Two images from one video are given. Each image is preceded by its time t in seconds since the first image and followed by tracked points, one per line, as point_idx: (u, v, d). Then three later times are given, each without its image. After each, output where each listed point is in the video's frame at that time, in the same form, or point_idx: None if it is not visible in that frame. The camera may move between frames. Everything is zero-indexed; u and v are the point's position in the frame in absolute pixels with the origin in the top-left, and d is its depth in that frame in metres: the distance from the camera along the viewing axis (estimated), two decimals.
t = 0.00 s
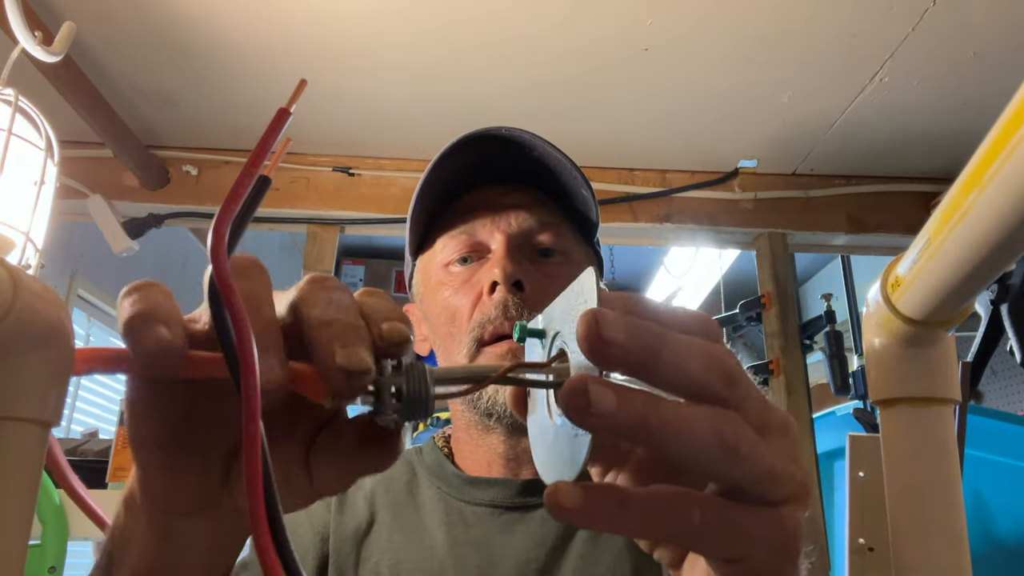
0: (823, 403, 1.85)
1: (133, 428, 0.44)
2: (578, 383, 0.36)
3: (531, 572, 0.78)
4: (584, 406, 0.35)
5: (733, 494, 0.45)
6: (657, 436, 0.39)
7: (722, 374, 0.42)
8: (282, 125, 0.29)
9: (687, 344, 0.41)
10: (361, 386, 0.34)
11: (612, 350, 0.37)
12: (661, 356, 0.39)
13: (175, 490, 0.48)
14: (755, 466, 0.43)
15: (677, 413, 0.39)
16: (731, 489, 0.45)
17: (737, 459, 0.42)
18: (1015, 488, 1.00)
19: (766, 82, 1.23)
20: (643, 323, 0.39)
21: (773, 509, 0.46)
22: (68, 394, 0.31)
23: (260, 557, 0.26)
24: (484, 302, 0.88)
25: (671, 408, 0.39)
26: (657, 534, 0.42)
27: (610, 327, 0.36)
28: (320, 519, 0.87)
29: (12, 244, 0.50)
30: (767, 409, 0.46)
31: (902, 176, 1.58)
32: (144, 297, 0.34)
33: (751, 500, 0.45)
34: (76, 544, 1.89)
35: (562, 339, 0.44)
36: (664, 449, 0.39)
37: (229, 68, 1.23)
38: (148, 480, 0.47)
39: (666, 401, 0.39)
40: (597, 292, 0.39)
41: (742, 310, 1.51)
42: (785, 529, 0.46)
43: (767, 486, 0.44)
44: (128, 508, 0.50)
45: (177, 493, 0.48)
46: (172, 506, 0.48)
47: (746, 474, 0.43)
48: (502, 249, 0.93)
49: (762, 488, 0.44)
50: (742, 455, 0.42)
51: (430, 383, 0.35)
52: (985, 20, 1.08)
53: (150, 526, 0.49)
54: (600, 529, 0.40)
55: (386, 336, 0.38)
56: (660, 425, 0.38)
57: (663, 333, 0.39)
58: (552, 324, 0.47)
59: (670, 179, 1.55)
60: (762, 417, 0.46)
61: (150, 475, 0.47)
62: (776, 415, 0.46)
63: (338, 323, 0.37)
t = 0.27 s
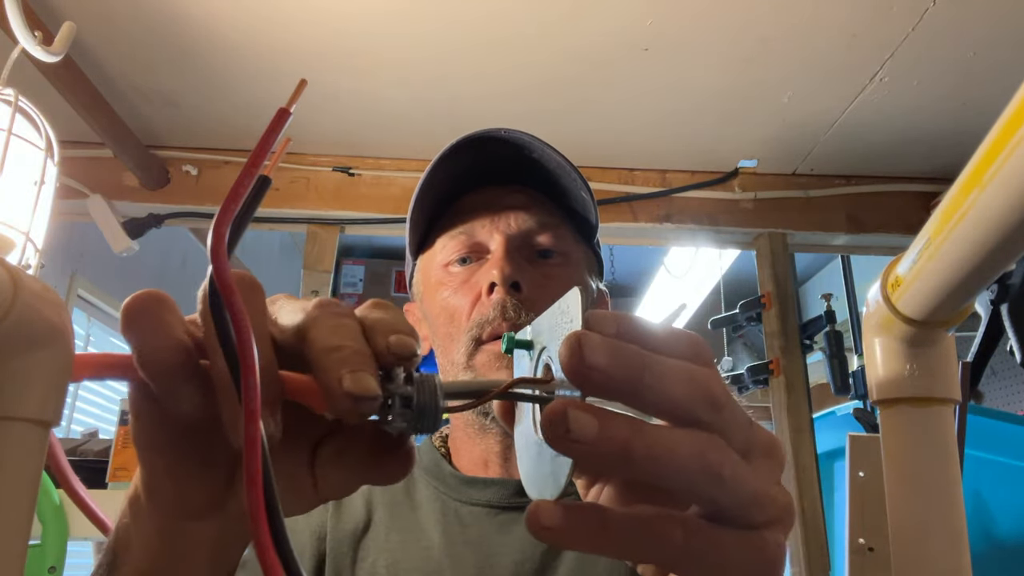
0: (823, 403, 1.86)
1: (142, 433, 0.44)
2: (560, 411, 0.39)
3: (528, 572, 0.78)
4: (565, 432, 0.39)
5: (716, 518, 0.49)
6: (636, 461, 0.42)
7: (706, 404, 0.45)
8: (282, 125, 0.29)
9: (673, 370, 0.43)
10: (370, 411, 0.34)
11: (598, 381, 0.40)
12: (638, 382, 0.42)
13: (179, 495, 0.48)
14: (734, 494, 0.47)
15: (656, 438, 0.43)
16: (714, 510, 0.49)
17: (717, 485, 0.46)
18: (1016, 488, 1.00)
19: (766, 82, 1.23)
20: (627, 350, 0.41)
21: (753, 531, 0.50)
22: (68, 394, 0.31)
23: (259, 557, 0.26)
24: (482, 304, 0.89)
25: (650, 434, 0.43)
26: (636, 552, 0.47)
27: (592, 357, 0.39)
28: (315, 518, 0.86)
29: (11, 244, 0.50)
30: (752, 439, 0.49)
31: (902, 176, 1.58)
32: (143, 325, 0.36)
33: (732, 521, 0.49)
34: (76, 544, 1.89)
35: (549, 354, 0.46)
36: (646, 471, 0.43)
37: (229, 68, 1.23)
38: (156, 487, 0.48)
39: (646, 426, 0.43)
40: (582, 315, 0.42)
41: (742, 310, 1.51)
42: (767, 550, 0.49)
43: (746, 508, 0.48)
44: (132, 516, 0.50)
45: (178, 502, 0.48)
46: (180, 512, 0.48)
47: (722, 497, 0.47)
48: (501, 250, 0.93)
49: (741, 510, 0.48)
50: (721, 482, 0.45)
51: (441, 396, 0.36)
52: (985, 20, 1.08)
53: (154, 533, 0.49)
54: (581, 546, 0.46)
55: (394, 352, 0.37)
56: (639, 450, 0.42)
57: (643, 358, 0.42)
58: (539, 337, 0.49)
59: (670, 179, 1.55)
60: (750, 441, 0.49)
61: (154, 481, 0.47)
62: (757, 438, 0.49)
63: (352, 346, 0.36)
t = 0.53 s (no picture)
0: (823, 403, 1.86)
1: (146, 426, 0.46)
2: (533, 389, 0.38)
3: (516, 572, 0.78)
4: (540, 411, 0.37)
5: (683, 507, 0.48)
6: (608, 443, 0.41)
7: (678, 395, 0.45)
8: (281, 125, 0.29)
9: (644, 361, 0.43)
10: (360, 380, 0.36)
11: (569, 361, 0.38)
12: (610, 369, 0.41)
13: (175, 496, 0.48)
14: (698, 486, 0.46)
15: (629, 423, 0.41)
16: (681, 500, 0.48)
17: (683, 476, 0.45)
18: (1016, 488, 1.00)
19: (766, 82, 1.23)
20: (600, 337, 0.40)
21: (717, 523, 0.48)
22: (68, 394, 0.31)
23: (260, 557, 0.26)
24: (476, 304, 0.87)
25: (624, 418, 0.41)
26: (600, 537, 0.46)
27: (566, 337, 0.38)
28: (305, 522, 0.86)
29: (12, 244, 0.50)
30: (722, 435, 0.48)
31: (902, 176, 1.58)
32: (150, 293, 0.37)
33: (697, 511, 0.48)
34: (76, 543, 1.89)
35: (517, 340, 0.46)
36: (616, 454, 0.42)
37: (229, 68, 1.23)
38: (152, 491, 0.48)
39: (620, 410, 0.42)
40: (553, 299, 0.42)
41: (742, 310, 1.51)
42: (726, 541, 0.48)
43: (713, 499, 0.47)
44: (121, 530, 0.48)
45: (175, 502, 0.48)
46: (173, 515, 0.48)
47: (691, 488, 0.46)
48: (497, 252, 0.92)
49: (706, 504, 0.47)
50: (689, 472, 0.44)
51: (434, 371, 0.36)
52: (985, 20, 1.08)
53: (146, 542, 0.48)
54: (553, 529, 0.44)
55: (384, 327, 0.39)
56: (612, 432, 0.41)
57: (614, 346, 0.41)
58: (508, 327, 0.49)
59: (670, 179, 1.55)
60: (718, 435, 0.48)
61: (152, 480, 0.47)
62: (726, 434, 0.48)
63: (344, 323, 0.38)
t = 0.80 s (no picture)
0: (823, 403, 1.86)
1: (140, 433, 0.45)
2: (467, 374, 0.31)
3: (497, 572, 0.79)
4: (473, 400, 0.30)
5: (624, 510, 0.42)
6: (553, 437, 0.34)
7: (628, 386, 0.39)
8: (281, 125, 0.29)
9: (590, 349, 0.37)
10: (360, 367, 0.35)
11: (505, 345, 0.32)
12: (550, 358, 0.34)
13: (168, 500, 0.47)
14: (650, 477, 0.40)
15: (574, 418, 0.35)
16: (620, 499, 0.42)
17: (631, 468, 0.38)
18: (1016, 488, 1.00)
19: (766, 82, 1.23)
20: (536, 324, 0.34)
21: (654, 525, 0.43)
22: (68, 394, 0.31)
23: (261, 558, 0.26)
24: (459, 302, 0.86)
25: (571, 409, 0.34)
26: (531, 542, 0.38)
27: (502, 319, 0.32)
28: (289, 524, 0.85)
29: (12, 244, 0.50)
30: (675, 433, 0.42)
31: (902, 176, 1.58)
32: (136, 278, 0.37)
33: (639, 515, 0.42)
34: (76, 543, 1.89)
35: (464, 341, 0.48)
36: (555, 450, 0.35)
37: (229, 68, 1.23)
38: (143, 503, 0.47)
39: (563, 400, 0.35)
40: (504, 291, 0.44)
41: (742, 310, 1.51)
42: (668, 549, 0.42)
43: (652, 499, 0.41)
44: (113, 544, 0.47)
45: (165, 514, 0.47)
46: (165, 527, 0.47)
47: (636, 482, 0.40)
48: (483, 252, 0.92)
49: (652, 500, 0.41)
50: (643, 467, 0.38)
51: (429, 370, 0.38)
52: (985, 20, 1.08)
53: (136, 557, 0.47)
54: (486, 533, 0.34)
55: (380, 331, 0.38)
56: (558, 428, 0.34)
57: (550, 333, 0.35)
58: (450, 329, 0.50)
59: (670, 179, 1.55)
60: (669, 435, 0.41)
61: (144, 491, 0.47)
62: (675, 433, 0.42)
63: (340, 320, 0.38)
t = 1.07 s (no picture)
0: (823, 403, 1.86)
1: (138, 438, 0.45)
2: (394, 400, 0.31)
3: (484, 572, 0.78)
4: (398, 426, 0.31)
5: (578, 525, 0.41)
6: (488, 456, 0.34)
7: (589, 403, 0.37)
8: (282, 125, 0.29)
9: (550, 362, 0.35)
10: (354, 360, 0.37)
11: (443, 367, 0.31)
12: (495, 376, 0.33)
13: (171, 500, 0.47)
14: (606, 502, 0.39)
15: (512, 439, 0.34)
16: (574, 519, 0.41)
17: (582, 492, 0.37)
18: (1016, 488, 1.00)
19: (766, 81, 1.23)
20: (481, 342, 0.32)
21: (608, 547, 0.42)
22: (68, 394, 0.31)
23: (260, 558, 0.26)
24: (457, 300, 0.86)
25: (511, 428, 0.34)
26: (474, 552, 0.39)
27: (437, 342, 0.30)
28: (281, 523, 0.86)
29: (11, 245, 0.50)
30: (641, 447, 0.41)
31: (902, 176, 1.58)
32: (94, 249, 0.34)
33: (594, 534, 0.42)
34: (76, 543, 1.89)
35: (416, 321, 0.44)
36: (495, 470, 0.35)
37: (229, 68, 1.23)
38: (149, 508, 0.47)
39: (503, 422, 0.34)
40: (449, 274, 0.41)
41: (742, 310, 1.51)
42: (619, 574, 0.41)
43: (606, 521, 0.40)
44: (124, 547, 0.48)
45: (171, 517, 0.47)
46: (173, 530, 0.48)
47: (595, 503, 0.39)
48: (484, 251, 0.92)
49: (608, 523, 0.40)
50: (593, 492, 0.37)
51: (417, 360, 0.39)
52: (985, 20, 1.08)
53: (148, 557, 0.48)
54: (427, 542, 0.37)
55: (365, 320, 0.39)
56: (493, 448, 0.34)
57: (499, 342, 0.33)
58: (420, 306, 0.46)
59: (670, 179, 1.55)
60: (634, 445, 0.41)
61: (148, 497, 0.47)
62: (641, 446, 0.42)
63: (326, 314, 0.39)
